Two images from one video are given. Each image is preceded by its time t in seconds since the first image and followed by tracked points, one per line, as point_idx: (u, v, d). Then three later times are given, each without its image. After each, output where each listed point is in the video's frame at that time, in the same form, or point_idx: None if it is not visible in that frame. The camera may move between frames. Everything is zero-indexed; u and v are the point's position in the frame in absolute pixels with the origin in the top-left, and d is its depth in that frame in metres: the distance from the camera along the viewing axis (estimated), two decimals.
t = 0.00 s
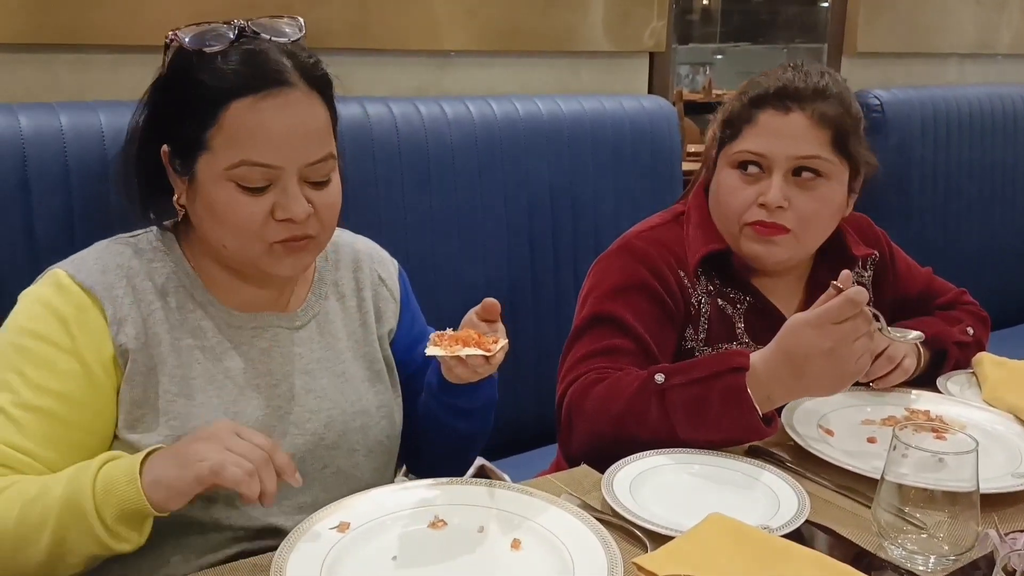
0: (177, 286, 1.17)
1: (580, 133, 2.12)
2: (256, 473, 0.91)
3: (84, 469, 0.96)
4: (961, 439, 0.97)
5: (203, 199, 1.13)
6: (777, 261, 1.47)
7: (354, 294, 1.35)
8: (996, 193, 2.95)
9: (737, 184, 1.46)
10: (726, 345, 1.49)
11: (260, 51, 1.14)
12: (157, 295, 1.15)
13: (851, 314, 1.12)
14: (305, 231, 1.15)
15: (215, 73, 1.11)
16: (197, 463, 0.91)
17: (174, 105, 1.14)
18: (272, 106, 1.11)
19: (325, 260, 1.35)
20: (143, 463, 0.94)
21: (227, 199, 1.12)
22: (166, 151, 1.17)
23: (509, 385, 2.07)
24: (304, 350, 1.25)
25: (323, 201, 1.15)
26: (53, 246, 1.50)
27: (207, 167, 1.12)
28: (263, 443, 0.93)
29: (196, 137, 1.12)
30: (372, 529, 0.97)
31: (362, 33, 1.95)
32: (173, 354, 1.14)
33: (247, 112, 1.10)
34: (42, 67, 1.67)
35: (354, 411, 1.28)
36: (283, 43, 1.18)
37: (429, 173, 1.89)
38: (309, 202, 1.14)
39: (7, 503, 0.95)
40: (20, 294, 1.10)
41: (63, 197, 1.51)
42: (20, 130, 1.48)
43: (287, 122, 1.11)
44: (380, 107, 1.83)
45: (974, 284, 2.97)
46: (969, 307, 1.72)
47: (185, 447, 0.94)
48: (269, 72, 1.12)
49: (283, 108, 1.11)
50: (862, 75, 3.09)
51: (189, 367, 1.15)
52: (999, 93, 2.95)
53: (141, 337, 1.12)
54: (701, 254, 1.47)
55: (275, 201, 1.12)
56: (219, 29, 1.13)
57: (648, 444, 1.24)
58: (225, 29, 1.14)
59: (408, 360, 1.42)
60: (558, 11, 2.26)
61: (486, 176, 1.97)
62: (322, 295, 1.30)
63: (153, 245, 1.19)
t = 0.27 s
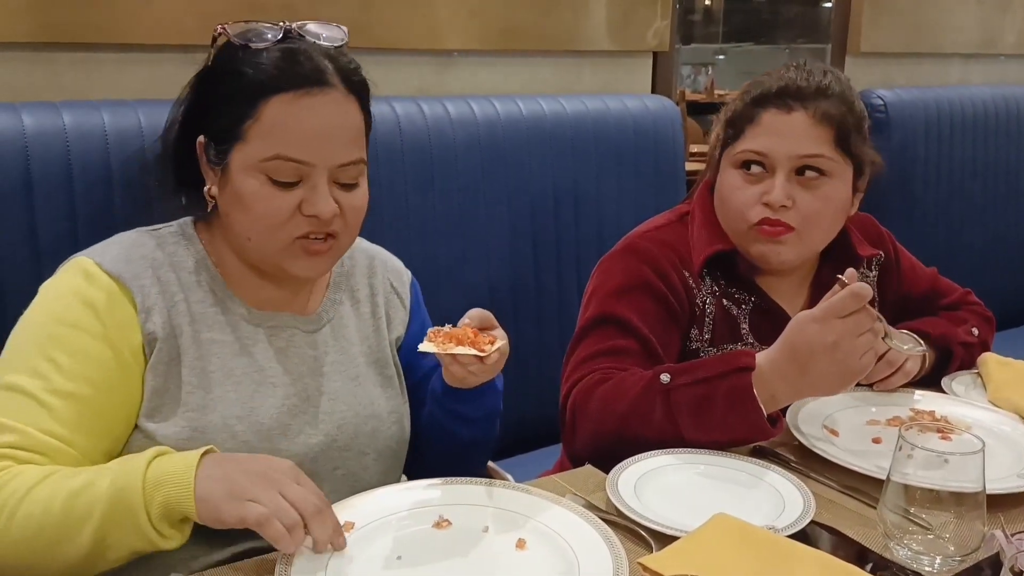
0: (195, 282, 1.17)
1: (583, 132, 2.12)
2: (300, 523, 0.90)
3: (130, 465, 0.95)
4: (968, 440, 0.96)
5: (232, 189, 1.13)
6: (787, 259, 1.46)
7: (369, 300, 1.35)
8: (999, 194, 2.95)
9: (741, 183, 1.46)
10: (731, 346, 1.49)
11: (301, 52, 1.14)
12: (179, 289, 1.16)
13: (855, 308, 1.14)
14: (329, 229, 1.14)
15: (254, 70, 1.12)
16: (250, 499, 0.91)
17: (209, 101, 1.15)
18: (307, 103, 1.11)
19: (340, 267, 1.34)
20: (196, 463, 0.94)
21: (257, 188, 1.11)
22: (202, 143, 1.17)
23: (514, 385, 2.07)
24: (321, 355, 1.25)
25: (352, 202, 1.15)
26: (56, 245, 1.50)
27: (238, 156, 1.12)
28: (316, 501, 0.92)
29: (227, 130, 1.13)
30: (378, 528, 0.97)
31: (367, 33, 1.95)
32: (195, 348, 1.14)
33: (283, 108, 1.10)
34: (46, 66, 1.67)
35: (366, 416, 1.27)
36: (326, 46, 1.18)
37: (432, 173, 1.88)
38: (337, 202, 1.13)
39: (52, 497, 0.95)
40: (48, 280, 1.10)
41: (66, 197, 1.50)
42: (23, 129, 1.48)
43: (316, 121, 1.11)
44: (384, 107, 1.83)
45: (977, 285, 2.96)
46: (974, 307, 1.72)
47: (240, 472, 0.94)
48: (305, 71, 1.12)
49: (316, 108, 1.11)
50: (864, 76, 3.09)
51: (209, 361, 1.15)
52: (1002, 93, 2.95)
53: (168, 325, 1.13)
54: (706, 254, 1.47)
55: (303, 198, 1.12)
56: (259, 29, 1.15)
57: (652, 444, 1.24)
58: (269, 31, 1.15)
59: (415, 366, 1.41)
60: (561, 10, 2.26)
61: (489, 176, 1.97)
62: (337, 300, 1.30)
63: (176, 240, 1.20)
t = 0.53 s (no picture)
0: (222, 284, 1.18)
1: (586, 133, 2.12)
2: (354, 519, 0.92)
3: (177, 456, 0.95)
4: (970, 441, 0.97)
5: (260, 188, 1.14)
6: (803, 266, 1.46)
7: (392, 304, 1.36)
8: (1002, 195, 2.95)
9: (766, 187, 1.45)
10: (734, 347, 1.49)
11: (323, 50, 1.14)
12: (211, 289, 1.16)
13: (861, 312, 1.14)
14: (356, 229, 1.14)
15: (275, 70, 1.13)
16: (308, 495, 0.91)
17: (235, 101, 1.16)
18: (332, 103, 1.11)
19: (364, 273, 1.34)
20: (244, 453, 0.94)
21: (285, 188, 1.12)
22: (227, 144, 1.18)
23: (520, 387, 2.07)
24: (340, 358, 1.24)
25: (377, 202, 1.15)
26: (62, 247, 1.51)
27: (266, 158, 1.13)
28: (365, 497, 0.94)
29: (250, 129, 1.14)
30: (386, 527, 0.98)
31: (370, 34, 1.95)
32: (229, 349, 1.15)
33: (308, 107, 1.11)
34: (51, 68, 1.68)
35: (390, 421, 1.27)
36: (348, 46, 1.19)
37: (436, 175, 1.89)
38: (363, 201, 1.13)
39: (98, 489, 0.95)
40: (79, 278, 1.10)
41: (71, 199, 1.51)
42: (29, 131, 1.49)
43: (333, 121, 1.11)
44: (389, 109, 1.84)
45: (980, 285, 2.96)
46: (977, 309, 1.73)
47: (291, 468, 0.94)
48: (329, 71, 1.13)
49: (345, 105, 1.12)
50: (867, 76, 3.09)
51: (243, 361, 1.16)
52: (1005, 94, 2.95)
53: (203, 327, 1.14)
54: (712, 256, 1.47)
55: (330, 197, 1.12)
56: (281, 30, 1.15)
57: (656, 445, 1.24)
58: (290, 31, 1.16)
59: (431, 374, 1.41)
60: (563, 11, 2.27)
61: (492, 177, 1.97)
62: (361, 305, 1.30)
63: (206, 241, 1.20)
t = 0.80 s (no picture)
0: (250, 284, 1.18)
1: (591, 134, 2.12)
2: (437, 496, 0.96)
3: (251, 455, 0.97)
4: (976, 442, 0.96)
5: (288, 195, 1.14)
6: (833, 264, 1.45)
7: (410, 309, 1.36)
8: (1007, 195, 2.95)
9: (795, 188, 1.44)
10: (739, 348, 1.49)
11: (358, 62, 1.14)
12: (239, 290, 1.17)
13: (864, 309, 1.15)
14: (383, 238, 1.14)
15: (308, 79, 1.12)
16: (393, 477, 0.95)
17: (267, 108, 1.16)
18: (368, 115, 1.11)
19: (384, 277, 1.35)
20: (322, 447, 0.97)
21: (315, 198, 1.12)
22: (257, 147, 1.18)
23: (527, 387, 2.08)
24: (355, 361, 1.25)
25: (404, 212, 1.15)
26: (67, 248, 1.51)
27: (297, 166, 1.13)
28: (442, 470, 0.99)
29: (283, 136, 1.14)
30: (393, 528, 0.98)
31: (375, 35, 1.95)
32: (255, 351, 1.16)
33: (343, 118, 1.10)
34: (56, 68, 1.68)
35: (408, 427, 1.29)
36: (382, 56, 1.18)
37: (440, 175, 1.89)
38: (391, 211, 1.13)
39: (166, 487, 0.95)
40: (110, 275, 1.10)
41: (77, 201, 1.51)
42: (35, 132, 1.49)
43: (368, 134, 1.10)
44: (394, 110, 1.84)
45: (986, 286, 2.96)
46: (983, 309, 1.72)
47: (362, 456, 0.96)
48: (363, 83, 1.12)
49: (378, 120, 1.11)
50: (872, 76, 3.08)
51: (270, 364, 1.17)
52: (1011, 94, 2.94)
53: (237, 327, 1.14)
54: (719, 257, 1.47)
55: (359, 207, 1.12)
56: (314, 35, 1.14)
57: (660, 446, 1.24)
58: (325, 37, 1.14)
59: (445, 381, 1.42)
60: (567, 12, 2.27)
61: (497, 177, 1.98)
62: (381, 310, 1.31)
63: (230, 243, 1.20)
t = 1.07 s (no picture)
0: (264, 286, 1.18)
1: (596, 134, 2.12)
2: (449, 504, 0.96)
3: (265, 453, 0.97)
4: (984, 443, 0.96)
5: (303, 199, 1.14)
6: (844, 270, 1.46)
7: (422, 313, 1.36)
8: (1014, 193, 2.94)
9: (822, 192, 1.43)
10: (745, 348, 1.49)
11: (377, 67, 1.14)
12: (254, 292, 1.17)
13: (872, 309, 1.15)
14: (397, 246, 1.14)
15: (327, 83, 1.13)
16: (409, 486, 0.95)
17: (290, 115, 1.16)
18: (387, 121, 1.11)
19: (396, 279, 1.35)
20: (337, 446, 0.97)
21: (330, 204, 1.11)
22: (273, 151, 1.18)
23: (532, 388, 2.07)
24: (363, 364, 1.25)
25: (419, 221, 1.15)
26: (72, 251, 1.51)
27: (314, 172, 1.12)
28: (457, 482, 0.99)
29: (305, 143, 1.13)
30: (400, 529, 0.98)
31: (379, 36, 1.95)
32: (268, 353, 1.16)
33: (363, 125, 1.10)
34: (61, 71, 1.69)
35: (420, 431, 1.29)
36: (401, 63, 1.18)
37: (445, 176, 1.89)
38: (405, 220, 1.13)
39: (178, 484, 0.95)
40: (127, 270, 1.11)
41: (82, 204, 1.52)
42: (41, 134, 1.49)
43: (387, 141, 1.10)
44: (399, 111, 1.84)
45: (993, 285, 2.95)
46: (990, 309, 1.72)
47: (381, 460, 0.97)
48: (383, 85, 1.12)
49: (397, 127, 1.11)
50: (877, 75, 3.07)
51: (283, 366, 1.17)
52: (1017, 92, 2.94)
53: (251, 328, 1.15)
54: (725, 258, 1.47)
55: (374, 215, 1.11)
56: (333, 41, 1.15)
57: (666, 447, 1.24)
58: (343, 43, 1.15)
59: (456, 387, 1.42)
60: (572, 12, 2.27)
61: (502, 178, 1.97)
62: (394, 314, 1.31)
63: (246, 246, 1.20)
